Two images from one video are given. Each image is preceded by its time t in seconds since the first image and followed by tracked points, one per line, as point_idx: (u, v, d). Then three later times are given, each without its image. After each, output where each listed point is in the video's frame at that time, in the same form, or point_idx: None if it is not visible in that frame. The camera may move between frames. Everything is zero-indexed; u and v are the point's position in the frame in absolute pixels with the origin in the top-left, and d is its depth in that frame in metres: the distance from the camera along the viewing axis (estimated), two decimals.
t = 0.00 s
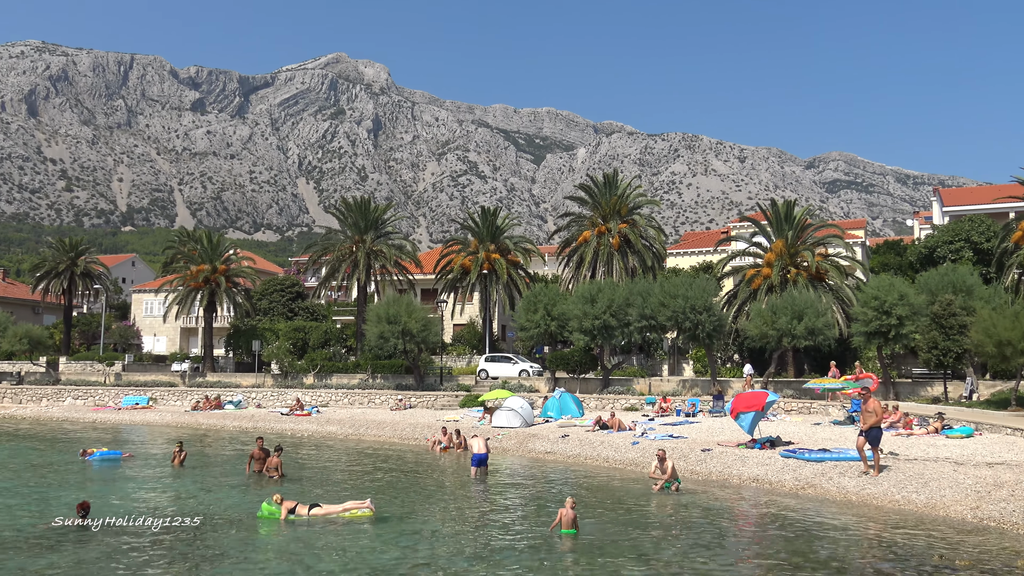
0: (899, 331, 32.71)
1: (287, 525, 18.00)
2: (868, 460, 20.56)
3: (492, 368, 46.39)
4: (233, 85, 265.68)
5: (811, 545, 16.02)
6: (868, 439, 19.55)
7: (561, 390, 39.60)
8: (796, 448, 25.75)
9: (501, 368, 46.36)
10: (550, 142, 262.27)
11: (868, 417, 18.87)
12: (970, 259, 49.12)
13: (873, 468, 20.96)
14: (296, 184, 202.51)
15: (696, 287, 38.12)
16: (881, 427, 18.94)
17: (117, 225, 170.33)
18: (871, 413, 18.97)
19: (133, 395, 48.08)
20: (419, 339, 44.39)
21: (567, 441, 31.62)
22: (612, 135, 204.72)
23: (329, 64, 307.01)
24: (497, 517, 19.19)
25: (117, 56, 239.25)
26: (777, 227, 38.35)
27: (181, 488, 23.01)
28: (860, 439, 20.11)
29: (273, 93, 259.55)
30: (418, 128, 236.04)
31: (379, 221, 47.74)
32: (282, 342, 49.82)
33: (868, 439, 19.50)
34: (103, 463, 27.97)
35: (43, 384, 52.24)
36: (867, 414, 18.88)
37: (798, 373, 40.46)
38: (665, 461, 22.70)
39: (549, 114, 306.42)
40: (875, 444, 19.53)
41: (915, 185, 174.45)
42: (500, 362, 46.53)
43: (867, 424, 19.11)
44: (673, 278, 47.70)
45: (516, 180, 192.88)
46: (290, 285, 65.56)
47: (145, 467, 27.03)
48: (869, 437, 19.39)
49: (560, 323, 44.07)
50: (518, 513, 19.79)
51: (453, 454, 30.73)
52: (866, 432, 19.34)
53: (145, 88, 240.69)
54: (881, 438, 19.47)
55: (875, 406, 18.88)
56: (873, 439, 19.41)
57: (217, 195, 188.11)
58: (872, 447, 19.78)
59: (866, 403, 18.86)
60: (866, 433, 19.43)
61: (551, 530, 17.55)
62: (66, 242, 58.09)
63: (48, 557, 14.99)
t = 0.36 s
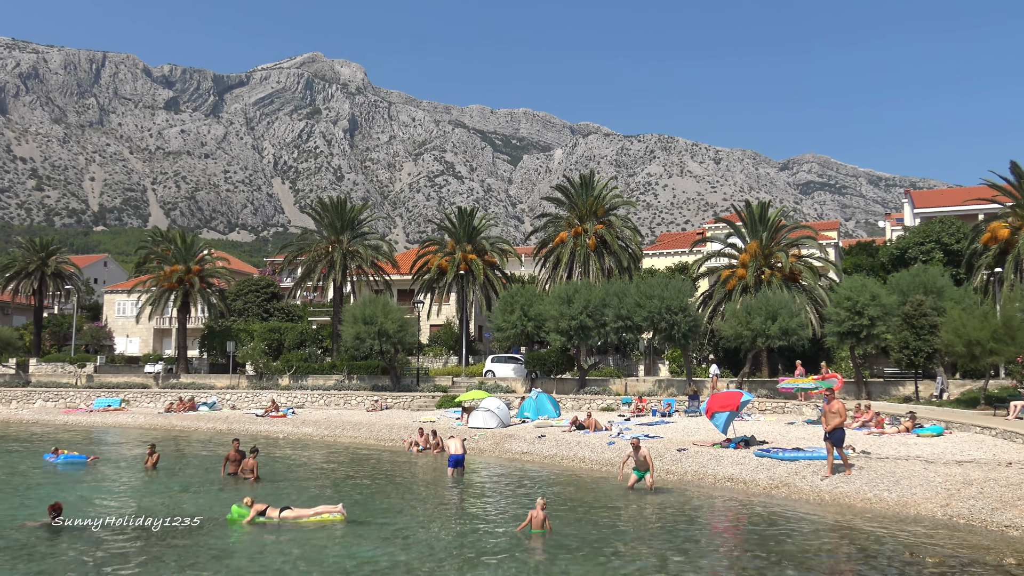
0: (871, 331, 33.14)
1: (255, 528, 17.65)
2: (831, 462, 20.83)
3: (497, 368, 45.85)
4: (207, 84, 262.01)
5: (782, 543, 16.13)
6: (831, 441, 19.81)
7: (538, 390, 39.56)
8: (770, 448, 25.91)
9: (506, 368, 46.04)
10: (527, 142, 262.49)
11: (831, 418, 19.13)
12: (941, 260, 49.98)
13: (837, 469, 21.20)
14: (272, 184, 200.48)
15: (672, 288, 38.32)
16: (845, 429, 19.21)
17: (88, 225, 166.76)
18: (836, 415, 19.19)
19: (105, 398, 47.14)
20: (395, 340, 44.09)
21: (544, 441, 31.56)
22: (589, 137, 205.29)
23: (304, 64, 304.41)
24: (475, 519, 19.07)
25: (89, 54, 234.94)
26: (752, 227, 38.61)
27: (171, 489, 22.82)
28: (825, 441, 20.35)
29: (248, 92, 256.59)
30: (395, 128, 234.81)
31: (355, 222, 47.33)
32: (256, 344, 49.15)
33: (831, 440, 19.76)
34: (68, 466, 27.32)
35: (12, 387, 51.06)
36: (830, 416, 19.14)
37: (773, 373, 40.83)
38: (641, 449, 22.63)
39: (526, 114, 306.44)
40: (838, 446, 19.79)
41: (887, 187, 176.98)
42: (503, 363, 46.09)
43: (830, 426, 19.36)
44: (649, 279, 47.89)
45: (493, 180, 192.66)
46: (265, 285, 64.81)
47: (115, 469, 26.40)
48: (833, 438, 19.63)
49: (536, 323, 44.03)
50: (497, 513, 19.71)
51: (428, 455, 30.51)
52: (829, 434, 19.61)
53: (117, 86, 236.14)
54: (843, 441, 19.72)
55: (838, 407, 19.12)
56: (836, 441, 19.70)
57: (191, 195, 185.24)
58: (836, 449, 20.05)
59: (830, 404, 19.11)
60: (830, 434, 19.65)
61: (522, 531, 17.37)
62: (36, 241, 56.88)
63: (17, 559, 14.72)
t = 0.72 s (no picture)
0: (842, 332, 33.57)
1: (224, 534, 17.33)
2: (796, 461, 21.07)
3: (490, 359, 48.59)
4: (179, 84, 258.35)
5: (756, 542, 16.28)
6: (796, 440, 20.00)
7: (513, 391, 39.59)
8: (743, 448, 26.15)
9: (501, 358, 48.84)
10: (502, 144, 262.66)
11: (796, 418, 19.25)
12: (910, 262, 50.86)
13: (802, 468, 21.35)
14: (245, 185, 198.23)
15: (646, 290, 38.54)
16: (809, 429, 19.30)
17: (56, 226, 163.01)
18: (802, 415, 19.29)
19: (74, 401, 46.17)
20: (370, 342, 43.78)
21: (519, 443, 31.52)
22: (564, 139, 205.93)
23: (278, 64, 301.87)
24: (451, 520, 18.97)
25: (58, 53, 230.64)
26: (725, 230, 38.87)
27: (156, 491, 22.85)
28: (790, 439, 20.56)
29: (220, 92, 253.57)
30: (369, 129, 233.45)
31: (330, 223, 46.93)
32: (229, 346, 48.50)
33: (796, 439, 19.92)
34: (31, 471, 26.65)
35: None
36: (795, 416, 19.26)
37: (746, 374, 41.20)
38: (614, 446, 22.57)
39: (501, 117, 306.52)
40: (803, 445, 19.98)
41: (857, 190, 179.86)
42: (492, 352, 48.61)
43: (795, 426, 19.49)
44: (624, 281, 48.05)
45: (468, 182, 192.41)
46: (238, 287, 63.98)
47: (84, 474, 25.87)
48: (798, 437, 19.81)
49: (512, 325, 44.01)
50: (472, 515, 19.62)
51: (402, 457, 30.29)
52: (794, 433, 19.76)
53: (87, 85, 230.57)
54: (807, 440, 19.86)
55: (804, 408, 19.21)
56: (801, 439, 19.81)
57: (162, 196, 182.25)
58: (803, 449, 20.20)
59: (794, 405, 19.21)
60: (795, 434, 19.81)
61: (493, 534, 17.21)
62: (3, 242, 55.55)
63: None
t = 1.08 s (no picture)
0: (815, 333, 34.04)
1: (193, 536, 17.03)
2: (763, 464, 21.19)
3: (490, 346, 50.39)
4: (152, 82, 254.79)
5: (730, 541, 16.41)
6: (764, 445, 20.02)
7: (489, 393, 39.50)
8: (717, 448, 26.34)
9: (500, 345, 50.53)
10: (479, 145, 262.50)
11: (766, 424, 19.26)
12: (882, 264, 51.59)
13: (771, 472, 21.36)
14: (219, 185, 195.87)
15: (622, 291, 38.73)
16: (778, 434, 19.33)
17: (25, 226, 159.39)
18: (771, 420, 19.30)
19: (44, 403, 45.23)
20: (345, 343, 43.43)
21: (495, 444, 31.42)
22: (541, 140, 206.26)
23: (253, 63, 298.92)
24: (426, 522, 18.85)
25: (27, 50, 226.29)
26: (700, 231, 39.17)
27: (135, 493, 22.64)
28: (759, 443, 20.55)
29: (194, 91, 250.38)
30: (345, 129, 231.93)
31: (305, 223, 46.46)
32: (202, 347, 47.80)
33: (763, 444, 19.91)
34: None
35: None
36: (765, 421, 19.22)
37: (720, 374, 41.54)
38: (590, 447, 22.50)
39: (477, 117, 306.08)
40: (771, 449, 20.01)
41: (830, 193, 182.24)
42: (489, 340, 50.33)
43: (765, 430, 19.48)
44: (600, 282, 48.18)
45: (445, 183, 191.94)
46: (212, 287, 63.10)
47: (53, 477, 25.30)
48: (765, 442, 19.80)
49: (488, 326, 43.91)
50: (445, 517, 19.49)
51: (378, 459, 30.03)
52: (763, 438, 19.74)
53: (58, 83, 226.37)
54: (776, 446, 19.87)
55: (774, 413, 19.17)
56: (768, 445, 19.83)
57: (135, 195, 179.03)
58: (770, 454, 20.25)
59: (765, 411, 19.15)
60: (763, 439, 19.85)
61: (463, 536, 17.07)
62: None
63: None
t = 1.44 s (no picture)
0: (788, 334, 34.44)
1: (160, 539, 16.74)
2: (734, 464, 21.35)
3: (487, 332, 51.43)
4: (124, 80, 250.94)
5: (707, 541, 16.45)
6: (734, 446, 20.14)
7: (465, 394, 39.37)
8: (693, 448, 26.49)
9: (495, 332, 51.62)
10: (455, 146, 262.11)
11: (735, 425, 19.38)
12: (854, 265, 52.33)
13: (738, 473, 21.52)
14: (193, 185, 193.43)
15: (598, 292, 38.88)
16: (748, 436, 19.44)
17: None
18: (741, 421, 19.42)
19: (12, 406, 44.26)
20: (321, 344, 43.00)
21: (472, 445, 31.30)
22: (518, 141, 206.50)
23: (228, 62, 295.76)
24: (399, 523, 18.69)
25: None
26: (676, 233, 39.38)
27: (105, 496, 22.18)
28: (729, 444, 20.67)
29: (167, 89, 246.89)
30: (321, 129, 230.22)
31: (280, 224, 45.95)
32: (176, 348, 47.07)
33: (734, 445, 19.99)
34: None
35: None
36: (734, 423, 19.34)
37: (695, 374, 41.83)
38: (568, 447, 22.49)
39: (454, 118, 305.38)
40: (741, 450, 20.11)
41: (803, 195, 184.56)
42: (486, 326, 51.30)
43: (734, 432, 19.58)
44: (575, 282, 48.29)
45: (421, 184, 191.43)
46: (186, 288, 62.16)
47: (22, 480, 24.73)
48: (736, 443, 19.90)
49: (465, 327, 43.75)
50: (419, 518, 19.34)
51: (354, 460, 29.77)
52: (732, 439, 19.83)
53: (27, 80, 222.32)
54: (746, 447, 19.97)
55: (744, 414, 19.29)
56: (739, 447, 19.93)
57: (107, 195, 174.93)
58: (741, 454, 20.35)
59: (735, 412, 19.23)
60: (733, 440, 19.93)
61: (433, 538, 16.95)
62: None
63: None
